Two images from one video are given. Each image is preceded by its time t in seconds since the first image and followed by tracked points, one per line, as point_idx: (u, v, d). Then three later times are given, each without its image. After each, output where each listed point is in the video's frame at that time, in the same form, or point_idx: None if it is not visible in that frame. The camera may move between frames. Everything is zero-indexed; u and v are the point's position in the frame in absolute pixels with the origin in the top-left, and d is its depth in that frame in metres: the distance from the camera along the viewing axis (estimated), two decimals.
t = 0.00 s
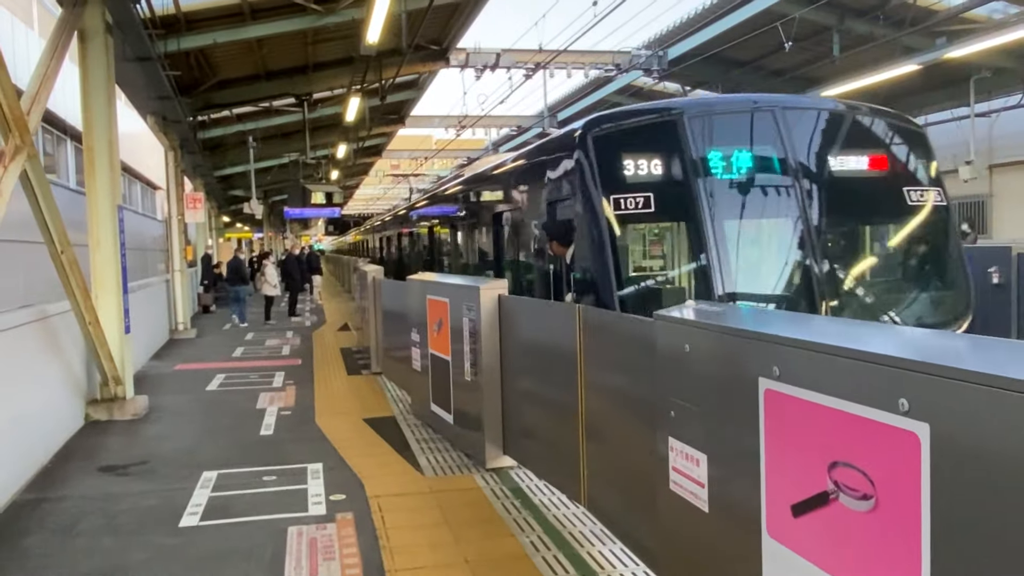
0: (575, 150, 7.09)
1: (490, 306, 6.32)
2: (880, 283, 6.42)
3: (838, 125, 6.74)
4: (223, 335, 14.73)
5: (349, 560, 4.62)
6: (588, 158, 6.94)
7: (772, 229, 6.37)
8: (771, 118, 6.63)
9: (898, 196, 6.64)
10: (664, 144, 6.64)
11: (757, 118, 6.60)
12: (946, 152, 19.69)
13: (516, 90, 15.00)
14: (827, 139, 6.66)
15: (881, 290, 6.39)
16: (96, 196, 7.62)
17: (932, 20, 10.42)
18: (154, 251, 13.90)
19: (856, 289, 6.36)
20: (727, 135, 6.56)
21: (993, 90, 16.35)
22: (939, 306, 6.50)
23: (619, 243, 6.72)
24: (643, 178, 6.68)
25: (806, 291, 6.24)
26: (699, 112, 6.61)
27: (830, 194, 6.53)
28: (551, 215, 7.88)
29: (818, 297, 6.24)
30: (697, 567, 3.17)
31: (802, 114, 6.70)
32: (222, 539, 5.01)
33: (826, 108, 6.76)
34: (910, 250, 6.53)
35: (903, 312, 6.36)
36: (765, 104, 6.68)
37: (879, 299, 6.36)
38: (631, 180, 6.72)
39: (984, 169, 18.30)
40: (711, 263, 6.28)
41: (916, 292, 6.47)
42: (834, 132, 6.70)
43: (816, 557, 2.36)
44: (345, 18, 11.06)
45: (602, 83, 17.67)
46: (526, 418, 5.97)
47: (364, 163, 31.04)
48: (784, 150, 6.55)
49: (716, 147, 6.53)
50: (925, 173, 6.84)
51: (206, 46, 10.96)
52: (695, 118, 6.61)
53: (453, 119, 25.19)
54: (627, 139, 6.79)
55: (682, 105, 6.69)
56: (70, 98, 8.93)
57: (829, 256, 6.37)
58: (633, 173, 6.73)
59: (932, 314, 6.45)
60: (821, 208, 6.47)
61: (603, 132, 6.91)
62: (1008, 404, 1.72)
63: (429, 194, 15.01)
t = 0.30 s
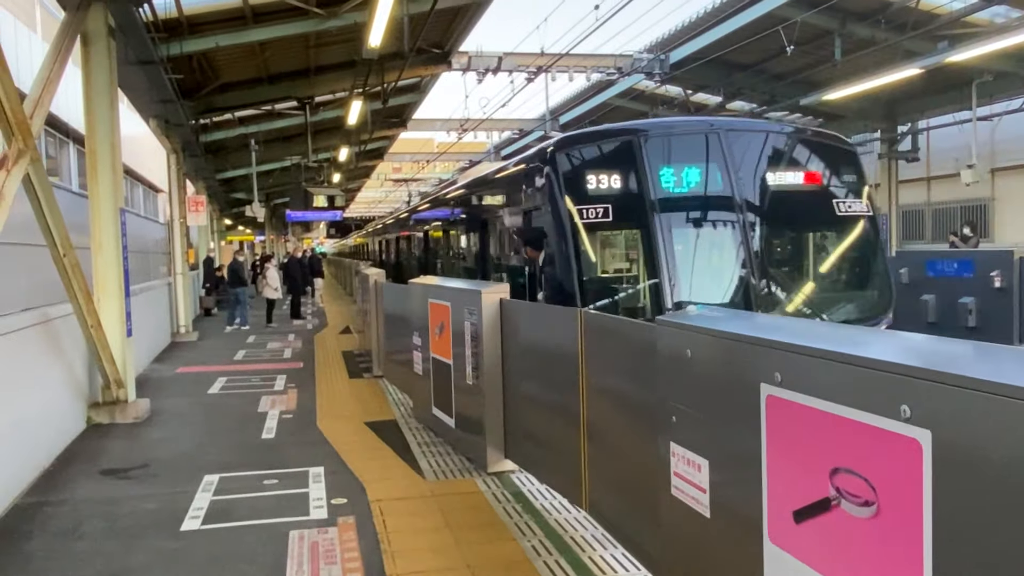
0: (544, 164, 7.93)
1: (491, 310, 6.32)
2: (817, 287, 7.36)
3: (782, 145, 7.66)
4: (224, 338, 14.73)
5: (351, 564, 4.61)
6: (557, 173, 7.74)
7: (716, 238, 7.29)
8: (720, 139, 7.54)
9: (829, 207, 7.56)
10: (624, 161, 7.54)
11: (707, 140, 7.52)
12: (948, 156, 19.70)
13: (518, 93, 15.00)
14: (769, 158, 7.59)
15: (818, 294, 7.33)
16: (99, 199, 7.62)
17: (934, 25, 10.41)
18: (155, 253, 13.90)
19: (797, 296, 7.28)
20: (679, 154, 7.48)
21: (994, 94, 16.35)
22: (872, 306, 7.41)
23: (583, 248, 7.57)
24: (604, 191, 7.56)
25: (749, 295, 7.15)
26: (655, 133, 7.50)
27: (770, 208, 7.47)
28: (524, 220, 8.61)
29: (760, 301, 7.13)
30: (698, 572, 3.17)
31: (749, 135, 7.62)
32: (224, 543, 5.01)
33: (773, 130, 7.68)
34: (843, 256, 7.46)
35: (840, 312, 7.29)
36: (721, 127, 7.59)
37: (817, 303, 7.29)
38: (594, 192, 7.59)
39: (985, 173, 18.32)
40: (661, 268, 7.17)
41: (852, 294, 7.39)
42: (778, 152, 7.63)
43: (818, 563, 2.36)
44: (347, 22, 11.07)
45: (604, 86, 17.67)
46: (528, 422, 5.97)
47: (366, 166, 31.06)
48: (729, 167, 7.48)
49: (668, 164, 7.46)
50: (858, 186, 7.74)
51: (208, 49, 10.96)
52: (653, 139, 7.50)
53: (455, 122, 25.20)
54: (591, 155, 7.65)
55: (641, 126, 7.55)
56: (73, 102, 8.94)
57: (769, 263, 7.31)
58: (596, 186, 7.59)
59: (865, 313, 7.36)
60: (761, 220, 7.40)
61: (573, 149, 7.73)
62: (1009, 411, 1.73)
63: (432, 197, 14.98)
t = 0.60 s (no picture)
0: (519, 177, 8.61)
1: (491, 316, 6.32)
2: (773, 293, 8.08)
3: (743, 160, 8.36)
4: (225, 343, 14.73)
5: (350, 572, 4.60)
6: (530, 186, 8.42)
7: (676, 249, 8.00)
8: (683, 156, 8.27)
9: (778, 218, 8.27)
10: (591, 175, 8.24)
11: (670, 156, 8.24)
12: (948, 161, 19.73)
13: (519, 98, 15.02)
14: (727, 173, 8.30)
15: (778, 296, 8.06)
16: (99, 204, 7.61)
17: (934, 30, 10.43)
18: (156, 258, 13.91)
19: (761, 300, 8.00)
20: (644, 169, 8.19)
21: (995, 99, 16.37)
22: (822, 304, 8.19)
23: (553, 255, 8.31)
24: (573, 203, 8.27)
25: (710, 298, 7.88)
26: (624, 150, 8.20)
27: (727, 218, 8.18)
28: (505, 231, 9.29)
29: (715, 307, 7.84)
30: None
31: (710, 152, 8.34)
32: (224, 550, 5.00)
33: (732, 148, 8.41)
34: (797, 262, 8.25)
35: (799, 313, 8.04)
36: (685, 145, 8.31)
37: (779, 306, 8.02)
38: (564, 204, 8.31)
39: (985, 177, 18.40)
40: (622, 274, 7.93)
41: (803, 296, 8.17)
42: (738, 167, 8.34)
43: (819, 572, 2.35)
44: (348, 28, 11.08)
45: (604, 91, 17.68)
46: (528, 428, 5.97)
47: (367, 171, 31.09)
48: (689, 180, 8.18)
49: (632, 178, 8.18)
50: (805, 199, 8.46)
51: (209, 55, 10.97)
52: (621, 156, 8.20)
53: (456, 127, 25.22)
54: (563, 170, 8.34)
55: (609, 144, 8.25)
56: (74, 108, 8.95)
57: (727, 269, 8.04)
58: (566, 199, 8.31)
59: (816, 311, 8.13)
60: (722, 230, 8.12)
61: (546, 164, 8.39)
62: (1007, 419, 1.72)
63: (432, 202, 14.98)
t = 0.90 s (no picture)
0: (500, 190, 9.47)
1: (491, 324, 6.34)
2: (735, 296, 8.94)
3: (707, 176, 9.19)
4: (225, 350, 14.71)
5: None
6: (511, 199, 9.25)
7: (645, 267, 8.78)
8: (652, 173, 9.06)
9: (736, 228, 9.11)
10: (566, 191, 9.09)
11: (640, 172, 9.03)
12: (948, 166, 19.72)
13: (518, 105, 15.04)
14: (692, 188, 9.10)
15: (741, 300, 8.92)
16: (98, 212, 7.62)
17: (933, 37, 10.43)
18: (156, 265, 13.92)
19: (727, 303, 8.87)
20: (615, 185, 8.98)
21: (994, 105, 16.36)
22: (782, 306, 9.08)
23: (532, 263, 9.13)
24: (549, 215, 9.12)
25: (677, 304, 8.68)
26: (598, 167, 9.04)
27: (692, 230, 8.98)
28: (489, 240, 10.26)
29: (683, 313, 8.67)
30: None
31: (678, 169, 9.15)
32: (223, 559, 4.99)
33: (699, 165, 9.22)
34: (758, 268, 9.12)
35: (762, 314, 8.92)
36: (657, 162, 9.12)
37: (743, 309, 8.90)
38: (541, 215, 9.14)
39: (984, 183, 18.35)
40: (592, 283, 8.74)
41: (765, 299, 9.03)
42: (704, 183, 9.16)
43: None
44: (347, 35, 11.08)
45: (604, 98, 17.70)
46: (527, 435, 5.97)
47: (367, 178, 31.13)
48: (655, 196, 8.97)
49: (604, 193, 9.00)
50: (762, 211, 9.32)
51: (208, 63, 10.96)
52: (596, 172, 9.04)
53: (456, 134, 25.24)
54: (541, 184, 9.19)
55: (583, 162, 9.10)
56: (74, 116, 8.96)
57: (692, 276, 8.86)
58: (544, 211, 9.15)
59: (776, 312, 9.02)
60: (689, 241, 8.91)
61: (526, 179, 9.24)
62: (1003, 430, 1.73)
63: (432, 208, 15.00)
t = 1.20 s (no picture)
0: (485, 202, 10.08)
1: (490, 331, 6.36)
2: (707, 300, 9.45)
3: (681, 188, 9.70)
4: (224, 356, 14.68)
5: None
6: (495, 210, 9.85)
7: (623, 276, 9.16)
8: (628, 185, 9.53)
9: (706, 235, 9.64)
10: (546, 202, 9.59)
11: (616, 184, 9.49)
12: (948, 171, 19.70)
13: (518, 111, 15.07)
14: (665, 199, 9.58)
15: (711, 303, 9.43)
16: (98, 219, 7.62)
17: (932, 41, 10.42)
18: (157, 271, 13.93)
19: (699, 306, 9.36)
20: (591, 196, 9.43)
21: (993, 109, 16.35)
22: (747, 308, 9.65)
23: (514, 269, 9.62)
24: (529, 225, 9.64)
25: (653, 306, 9.11)
26: (577, 180, 9.50)
27: (667, 237, 9.43)
28: (476, 247, 10.78)
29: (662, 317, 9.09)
30: None
31: (652, 182, 9.63)
32: (222, 567, 4.99)
33: (673, 178, 9.72)
34: (726, 273, 9.66)
35: (729, 316, 9.47)
36: (633, 175, 9.60)
37: (714, 312, 9.43)
38: (521, 225, 9.66)
39: (984, 188, 18.39)
40: (570, 288, 9.12)
41: (731, 302, 9.59)
42: (677, 194, 9.66)
43: None
44: (347, 42, 11.10)
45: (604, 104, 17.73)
46: (527, 442, 5.97)
47: (367, 183, 31.17)
48: (629, 206, 9.42)
49: (581, 204, 9.43)
50: (729, 220, 9.89)
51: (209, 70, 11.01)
52: (576, 184, 9.49)
53: (456, 139, 25.26)
54: (523, 197, 9.74)
55: (562, 174, 9.59)
56: (74, 122, 8.97)
57: (668, 281, 9.30)
58: (525, 221, 9.66)
59: (741, 314, 9.58)
60: (664, 247, 9.32)
61: (509, 191, 9.80)
62: (1001, 439, 1.73)
63: (432, 214, 15.01)
